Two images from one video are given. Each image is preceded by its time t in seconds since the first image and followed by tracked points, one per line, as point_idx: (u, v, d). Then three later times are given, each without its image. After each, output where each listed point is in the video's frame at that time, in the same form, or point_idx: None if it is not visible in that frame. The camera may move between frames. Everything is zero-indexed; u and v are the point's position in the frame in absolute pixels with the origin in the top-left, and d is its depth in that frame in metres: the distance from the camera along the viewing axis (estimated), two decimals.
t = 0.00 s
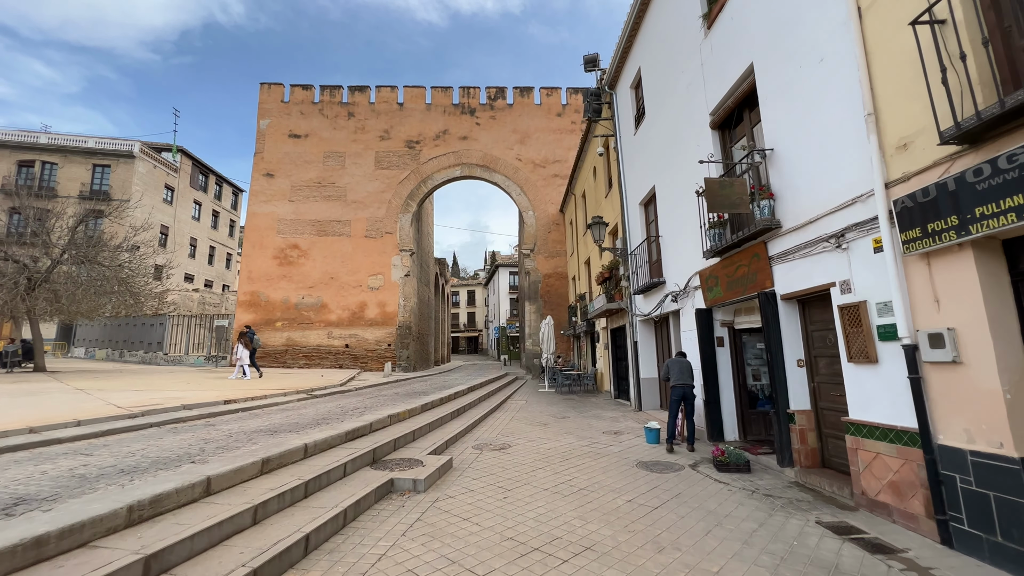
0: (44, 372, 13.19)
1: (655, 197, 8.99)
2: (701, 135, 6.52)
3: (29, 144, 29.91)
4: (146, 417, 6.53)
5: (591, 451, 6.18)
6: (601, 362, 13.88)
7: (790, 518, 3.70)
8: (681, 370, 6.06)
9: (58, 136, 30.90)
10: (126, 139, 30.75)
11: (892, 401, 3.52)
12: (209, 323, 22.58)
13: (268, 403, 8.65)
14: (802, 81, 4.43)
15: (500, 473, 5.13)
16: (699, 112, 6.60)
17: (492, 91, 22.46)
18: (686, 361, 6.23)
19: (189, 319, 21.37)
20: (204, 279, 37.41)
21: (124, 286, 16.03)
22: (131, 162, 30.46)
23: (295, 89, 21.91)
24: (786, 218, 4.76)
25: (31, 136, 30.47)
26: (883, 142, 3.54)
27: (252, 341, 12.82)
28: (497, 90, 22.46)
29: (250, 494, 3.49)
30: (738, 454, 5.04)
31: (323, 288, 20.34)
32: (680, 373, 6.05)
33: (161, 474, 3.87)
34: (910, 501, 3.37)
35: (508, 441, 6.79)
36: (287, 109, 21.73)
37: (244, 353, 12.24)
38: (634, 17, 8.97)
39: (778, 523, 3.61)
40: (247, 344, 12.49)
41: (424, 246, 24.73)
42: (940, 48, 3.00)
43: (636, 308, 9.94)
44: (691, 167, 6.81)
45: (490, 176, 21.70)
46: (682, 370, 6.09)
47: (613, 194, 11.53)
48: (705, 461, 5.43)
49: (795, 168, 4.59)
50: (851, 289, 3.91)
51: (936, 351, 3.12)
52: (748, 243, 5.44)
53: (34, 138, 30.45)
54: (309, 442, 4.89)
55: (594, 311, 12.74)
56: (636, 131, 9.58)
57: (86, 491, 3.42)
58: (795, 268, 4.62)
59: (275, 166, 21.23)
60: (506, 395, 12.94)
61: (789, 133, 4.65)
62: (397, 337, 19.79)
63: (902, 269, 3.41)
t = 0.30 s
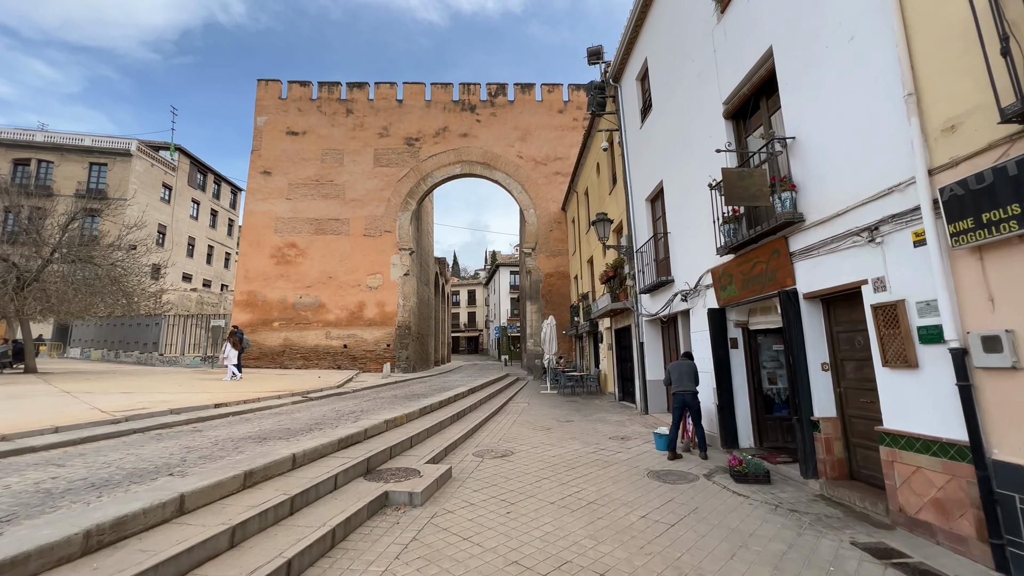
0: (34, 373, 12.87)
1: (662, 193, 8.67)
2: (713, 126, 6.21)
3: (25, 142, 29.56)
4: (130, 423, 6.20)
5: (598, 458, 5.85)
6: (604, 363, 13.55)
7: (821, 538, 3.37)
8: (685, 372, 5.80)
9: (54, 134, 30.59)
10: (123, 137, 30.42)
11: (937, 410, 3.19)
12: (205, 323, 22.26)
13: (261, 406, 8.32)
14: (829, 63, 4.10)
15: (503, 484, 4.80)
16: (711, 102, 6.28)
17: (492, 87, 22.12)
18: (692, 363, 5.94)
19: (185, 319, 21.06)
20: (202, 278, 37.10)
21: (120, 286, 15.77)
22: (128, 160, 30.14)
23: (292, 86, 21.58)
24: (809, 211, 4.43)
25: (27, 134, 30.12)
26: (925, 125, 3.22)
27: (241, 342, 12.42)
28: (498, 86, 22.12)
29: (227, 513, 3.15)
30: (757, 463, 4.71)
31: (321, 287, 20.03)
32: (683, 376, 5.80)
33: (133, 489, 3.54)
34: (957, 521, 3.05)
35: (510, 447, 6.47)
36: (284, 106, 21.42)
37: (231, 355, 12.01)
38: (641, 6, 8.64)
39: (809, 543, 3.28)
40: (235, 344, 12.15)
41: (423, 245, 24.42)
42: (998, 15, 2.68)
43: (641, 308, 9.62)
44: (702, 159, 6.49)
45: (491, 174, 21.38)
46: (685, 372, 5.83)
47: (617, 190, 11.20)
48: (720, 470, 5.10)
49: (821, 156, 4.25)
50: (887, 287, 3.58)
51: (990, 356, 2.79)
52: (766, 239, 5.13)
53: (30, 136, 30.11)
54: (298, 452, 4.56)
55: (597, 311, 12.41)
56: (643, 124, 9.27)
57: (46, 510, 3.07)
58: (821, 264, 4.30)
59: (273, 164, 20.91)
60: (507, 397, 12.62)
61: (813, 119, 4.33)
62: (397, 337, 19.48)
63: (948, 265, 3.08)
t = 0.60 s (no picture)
0: (25, 373, 12.57)
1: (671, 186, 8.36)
2: (728, 113, 5.90)
3: (21, 139, 29.25)
4: (115, 426, 5.89)
5: (608, 463, 5.53)
6: (609, 363, 13.24)
7: (861, 555, 3.06)
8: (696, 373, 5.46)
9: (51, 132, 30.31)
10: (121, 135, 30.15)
11: (992, 414, 2.88)
12: (203, 322, 21.96)
13: (256, 408, 8.02)
14: (864, 37, 3.78)
15: (509, 492, 4.49)
16: (726, 87, 5.98)
17: (494, 83, 21.82)
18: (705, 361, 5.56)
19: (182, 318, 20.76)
20: (201, 277, 36.81)
21: (113, 285, 15.49)
22: (125, 158, 29.87)
23: (291, 82, 21.29)
24: (838, 199, 4.13)
25: (23, 131, 29.78)
26: (980, 99, 2.90)
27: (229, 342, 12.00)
28: (499, 82, 21.81)
29: (205, 530, 2.83)
30: (781, 470, 4.38)
31: (320, 286, 19.73)
32: (694, 376, 5.46)
33: (104, 499, 3.22)
34: (1017, 539, 2.74)
35: (515, 451, 6.15)
36: (283, 102, 21.12)
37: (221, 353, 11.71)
38: None
39: (849, 562, 2.97)
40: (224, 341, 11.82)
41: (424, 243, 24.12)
42: None
43: (649, 306, 9.32)
44: (716, 148, 6.19)
45: (492, 171, 21.07)
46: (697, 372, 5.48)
47: (623, 185, 10.90)
48: (739, 477, 4.78)
49: (853, 139, 3.95)
50: (930, 279, 3.28)
51: None
52: (788, 232, 4.83)
53: (26, 133, 29.78)
54: (289, 457, 4.24)
55: (601, 309, 12.12)
56: (651, 115, 8.97)
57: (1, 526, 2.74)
58: (852, 256, 3.99)
59: (271, 160, 20.62)
60: (509, 397, 12.31)
61: (845, 100, 4.02)
62: (396, 336, 19.17)
63: (1006, 253, 2.78)
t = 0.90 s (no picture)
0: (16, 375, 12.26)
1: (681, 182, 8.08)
2: (744, 104, 5.61)
3: (17, 138, 28.97)
4: (99, 432, 5.58)
5: (619, 472, 5.24)
6: (613, 364, 12.94)
7: None
8: (714, 377, 5.14)
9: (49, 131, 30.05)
10: (118, 133, 29.87)
11: None
12: (200, 322, 21.67)
13: (250, 412, 7.73)
14: (901, 15, 3.50)
15: (515, 505, 4.20)
16: (742, 76, 5.68)
17: (495, 80, 21.55)
18: (727, 366, 5.19)
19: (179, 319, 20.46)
20: (199, 277, 36.53)
21: (108, 285, 15.24)
22: (123, 156, 29.61)
23: (289, 79, 21.01)
24: (869, 190, 3.84)
25: (20, 130, 29.49)
26: None
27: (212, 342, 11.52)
28: (500, 79, 21.53)
29: (179, 556, 2.53)
30: (807, 482, 4.08)
31: (319, 286, 19.44)
32: (713, 381, 5.13)
33: (72, 519, 2.92)
34: None
35: (519, 458, 5.85)
36: (281, 99, 20.84)
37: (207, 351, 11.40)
38: None
39: None
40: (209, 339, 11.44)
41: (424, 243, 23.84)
42: None
43: (657, 306, 9.02)
44: (731, 140, 5.89)
45: (493, 169, 20.78)
46: (717, 377, 5.14)
47: (628, 182, 10.61)
48: (759, 488, 4.49)
49: (890, 124, 3.65)
50: (979, 276, 2.99)
51: None
52: (810, 227, 4.56)
53: (23, 132, 29.48)
54: (280, 469, 3.94)
55: (606, 310, 11.82)
56: (658, 109, 8.68)
57: None
58: (886, 252, 3.71)
59: (269, 158, 20.34)
60: (511, 399, 12.01)
61: (878, 84, 3.74)
62: (396, 337, 18.87)
63: None
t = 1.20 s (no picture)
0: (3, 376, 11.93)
1: (688, 176, 7.79)
2: (759, 89, 5.31)
3: (13, 136, 28.68)
4: (76, 436, 5.28)
5: (628, 478, 4.93)
6: (616, 364, 12.63)
7: None
8: (750, 379, 4.69)
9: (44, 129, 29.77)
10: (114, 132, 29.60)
11: None
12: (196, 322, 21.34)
13: (240, 415, 7.42)
14: None
15: (518, 516, 3.89)
16: (756, 61, 5.39)
17: (495, 77, 21.26)
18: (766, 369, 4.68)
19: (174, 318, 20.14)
20: (197, 278, 36.25)
21: (100, 284, 14.88)
22: (119, 155, 29.34)
23: (286, 76, 20.73)
24: (902, 175, 3.54)
25: (15, 129, 29.21)
26: None
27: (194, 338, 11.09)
28: (501, 76, 21.25)
29: None
30: (834, 491, 3.77)
31: (316, 285, 19.14)
32: (748, 383, 4.69)
33: (20, 538, 2.59)
34: None
35: (521, 463, 5.55)
36: (278, 97, 20.56)
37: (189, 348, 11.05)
38: None
39: None
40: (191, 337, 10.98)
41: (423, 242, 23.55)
42: None
43: (662, 305, 8.73)
44: (745, 129, 5.60)
45: (493, 167, 20.48)
46: (753, 379, 4.69)
47: (633, 177, 10.31)
48: (781, 497, 4.17)
49: (927, 100, 3.35)
50: None
51: None
52: (834, 217, 4.25)
53: (19, 131, 29.20)
54: (262, 477, 3.62)
55: (609, 309, 11.52)
56: (664, 100, 8.39)
57: None
58: (923, 241, 3.42)
59: (266, 156, 20.06)
60: (512, 401, 11.70)
61: (913, 58, 3.44)
62: (394, 337, 18.56)
63: None
